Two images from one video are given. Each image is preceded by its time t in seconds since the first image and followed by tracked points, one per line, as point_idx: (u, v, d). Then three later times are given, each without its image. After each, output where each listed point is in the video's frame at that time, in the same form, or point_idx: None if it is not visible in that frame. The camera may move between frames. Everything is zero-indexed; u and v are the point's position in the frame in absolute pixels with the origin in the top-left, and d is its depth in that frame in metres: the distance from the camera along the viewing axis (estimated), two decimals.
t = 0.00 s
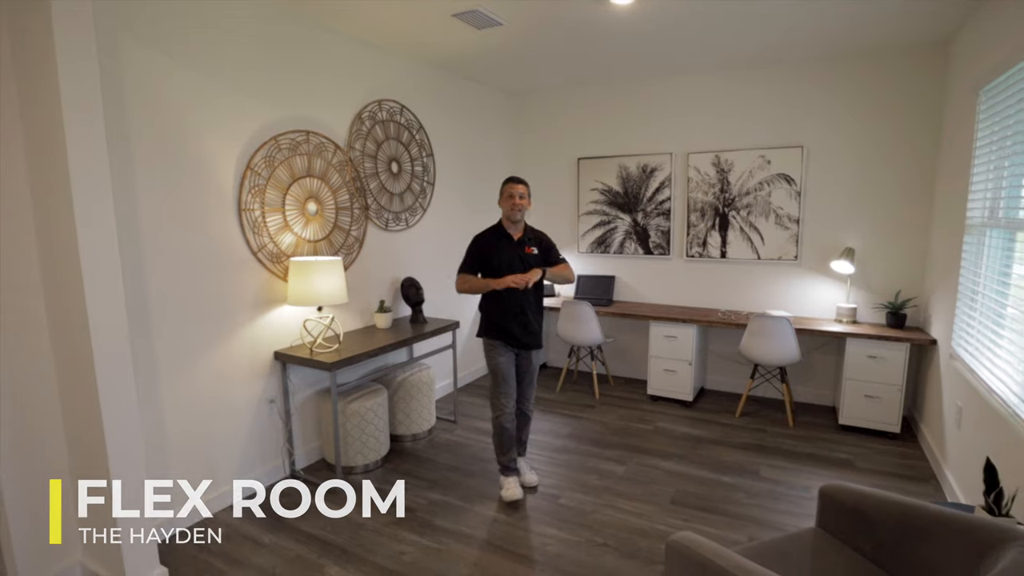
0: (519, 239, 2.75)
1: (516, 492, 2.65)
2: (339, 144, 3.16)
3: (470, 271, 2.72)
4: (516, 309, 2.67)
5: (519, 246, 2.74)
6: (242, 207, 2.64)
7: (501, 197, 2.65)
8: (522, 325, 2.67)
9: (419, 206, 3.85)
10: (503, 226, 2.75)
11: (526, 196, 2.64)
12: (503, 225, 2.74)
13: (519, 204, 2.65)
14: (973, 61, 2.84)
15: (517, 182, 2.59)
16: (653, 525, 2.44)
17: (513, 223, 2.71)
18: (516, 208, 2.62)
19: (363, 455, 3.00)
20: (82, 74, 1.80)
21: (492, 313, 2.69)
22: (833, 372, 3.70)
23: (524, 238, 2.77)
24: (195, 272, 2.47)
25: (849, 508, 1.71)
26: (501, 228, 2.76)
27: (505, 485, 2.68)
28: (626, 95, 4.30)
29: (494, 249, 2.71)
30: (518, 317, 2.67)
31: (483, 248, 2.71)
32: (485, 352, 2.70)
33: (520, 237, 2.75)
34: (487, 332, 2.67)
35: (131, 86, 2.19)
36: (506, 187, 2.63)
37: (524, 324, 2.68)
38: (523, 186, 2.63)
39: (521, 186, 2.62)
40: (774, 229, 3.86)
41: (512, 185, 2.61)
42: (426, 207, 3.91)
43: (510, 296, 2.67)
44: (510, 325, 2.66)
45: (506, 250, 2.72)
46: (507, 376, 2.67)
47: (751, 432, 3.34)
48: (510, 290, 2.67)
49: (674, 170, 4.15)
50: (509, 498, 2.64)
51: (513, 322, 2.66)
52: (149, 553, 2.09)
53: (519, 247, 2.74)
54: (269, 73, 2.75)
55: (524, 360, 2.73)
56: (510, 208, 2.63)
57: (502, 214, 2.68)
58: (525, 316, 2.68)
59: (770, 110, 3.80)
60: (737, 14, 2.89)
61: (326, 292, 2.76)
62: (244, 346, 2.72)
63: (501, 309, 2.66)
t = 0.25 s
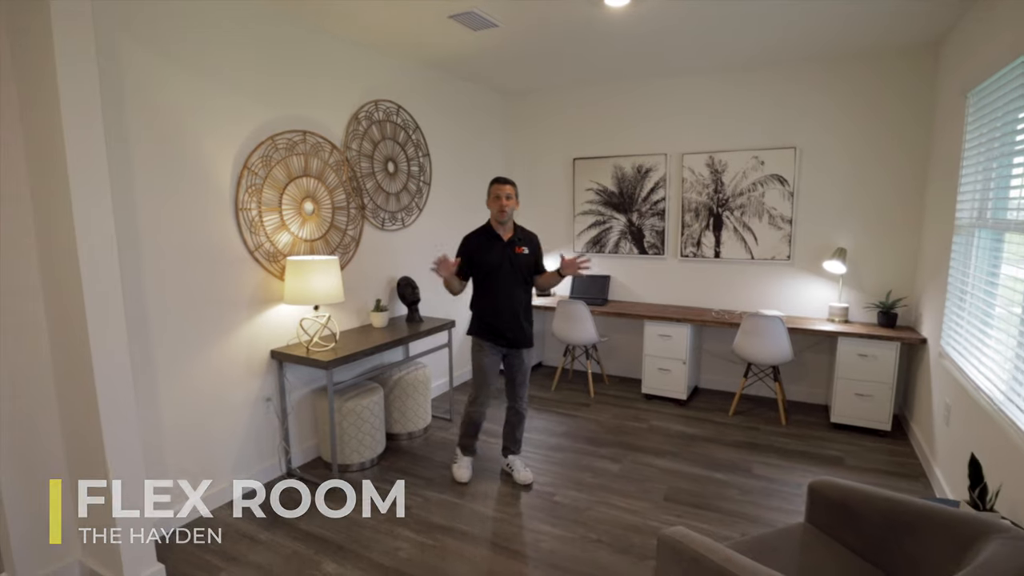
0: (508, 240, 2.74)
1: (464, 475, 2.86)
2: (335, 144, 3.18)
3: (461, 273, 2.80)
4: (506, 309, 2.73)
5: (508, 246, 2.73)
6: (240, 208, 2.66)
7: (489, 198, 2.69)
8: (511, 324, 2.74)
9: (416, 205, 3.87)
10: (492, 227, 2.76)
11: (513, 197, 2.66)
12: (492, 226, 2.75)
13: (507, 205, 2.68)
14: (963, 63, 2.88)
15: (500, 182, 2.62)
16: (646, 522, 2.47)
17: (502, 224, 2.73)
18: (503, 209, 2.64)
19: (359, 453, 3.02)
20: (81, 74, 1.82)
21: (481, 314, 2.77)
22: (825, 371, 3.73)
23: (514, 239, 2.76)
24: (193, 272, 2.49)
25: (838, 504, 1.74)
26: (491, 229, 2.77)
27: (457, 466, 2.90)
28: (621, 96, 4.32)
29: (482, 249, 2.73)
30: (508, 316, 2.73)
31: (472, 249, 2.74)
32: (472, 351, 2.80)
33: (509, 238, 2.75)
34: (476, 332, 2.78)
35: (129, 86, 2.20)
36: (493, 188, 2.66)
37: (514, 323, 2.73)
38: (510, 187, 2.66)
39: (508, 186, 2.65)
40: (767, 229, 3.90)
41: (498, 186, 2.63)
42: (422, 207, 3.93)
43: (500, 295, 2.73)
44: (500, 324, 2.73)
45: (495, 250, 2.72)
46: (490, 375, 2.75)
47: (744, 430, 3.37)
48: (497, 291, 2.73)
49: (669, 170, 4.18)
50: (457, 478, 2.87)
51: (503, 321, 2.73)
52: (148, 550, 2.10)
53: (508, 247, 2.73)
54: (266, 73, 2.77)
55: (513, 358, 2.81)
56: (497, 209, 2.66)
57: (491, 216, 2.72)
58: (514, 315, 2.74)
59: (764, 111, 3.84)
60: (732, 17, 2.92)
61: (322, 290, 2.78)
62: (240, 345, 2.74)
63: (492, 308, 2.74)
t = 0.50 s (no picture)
0: (492, 241, 2.76)
1: (448, 471, 2.90)
2: (331, 143, 3.19)
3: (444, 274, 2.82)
4: (490, 309, 2.76)
5: (492, 247, 2.75)
6: (236, 207, 2.67)
7: (472, 199, 2.70)
8: (495, 324, 2.76)
9: (411, 205, 3.88)
10: (475, 228, 2.78)
11: (496, 197, 2.67)
12: (475, 227, 2.77)
13: (490, 206, 2.69)
14: (952, 66, 2.91)
15: (483, 183, 2.62)
16: (639, 519, 2.49)
17: (485, 225, 2.74)
18: (486, 209, 2.66)
19: (354, 452, 3.03)
20: (77, 73, 1.82)
21: (465, 315, 2.79)
22: (817, 370, 3.77)
23: (498, 240, 2.78)
24: (189, 271, 2.50)
25: (827, 500, 1.77)
26: (474, 230, 2.79)
27: (442, 462, 2.94)
28: (616, 97, 4.35)
29: (466, 249, 2.74)
30: (492, 317, 2.76)
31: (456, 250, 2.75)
32: (455, 352, 2.84)
33: (493, 239, 2.77)
34: (460, 333, 2.81)
35: (124, 85, 2.21)
36: (477, 189, 2.66)
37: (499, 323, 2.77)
38: (493, 187, 2.67)
39: (491, 186, 2.66)
40: (760, 229, 3.93)
41: (482, 187, 2.64)
42: (417, 207, 3.95)
43: (484, 296, 2.76)
44: (484, 324, 2.76)
45: (479, 252, 2.74)
46: (473, 375, 2.81)
47: (737, 428, 3.40)
48: (481, 292, 2.75)
49: (663, 171, 4.21)
50: (442, 475, 2.91)
51: (487, 322, 2.76)
52: (143, 548, 2.11)
53: (491, 248, 2.75)
54: (262, 72, 2.78)
55: (498, 357, 2.84)
56: (481, 209, 2.67)
57: (474, 216, 2.73)
58: (498, 315, 2.76)
59: (757, 113, 3.87)
60: (728, 19, 2.94)
61: (318, 289, 2.79)
62: (235, 343, 2.74)
63: (476, 308, 2.76)
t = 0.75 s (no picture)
0: (467, 240, 2.78)
1: (441, 470, 2.91)
2: (324, 143, 3.20)
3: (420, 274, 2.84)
4: (465, 308, 2.79)
5: (467, 247, 2.77)
6: (230, 205, 2.67)
7: (445, 199, 2.70)
8: (471, 323, 2.79)
9: (404, 204, 3.89)
10: (451, 227, 2.79)
11: (470, 197, 2.68)
12: (450, 226, 2.78)
13: (464, 205, 2.69)
14: (939, 69, 2.96)
15: (456, 183, 2.63)
16: (631, 516, 2.51)
17: (460, 224, 2.76)
18: (459, 209, 2.66)
19: (347, 451, 3.03)
20: (70, 71, 1.82)
21: (440, 315, 2.82)
22: (806, 369, 3.81)
23: (472, 239, 2.79)
24: (182, 269, 2.49)
25: (816, 496, 1.79)
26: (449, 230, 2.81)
27: (434, 461, 2.96)
28: (609, 98, 4.37)
29: (441, 249, 2.76)
30: (468, 315, 2.78)
31: (430, 251, 2.76)
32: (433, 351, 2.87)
33: (467, 238, 2.78)
34: (436, 332, 2.83)
35: (117, 83, 2.20)
36: (450, 188, 2.67)
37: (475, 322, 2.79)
38: (466, 186, 2.67)
39: (464, 186, 2.66)
40: (751, 229, 3.97)
41: (454, 186, 2.64)
42: (411, 206, 3.95)
43: (459, 296, 2.78)
44: (461, 323, 2.78)
45: (453, 252, 2.76)
46: (451, 374, 2.84)
47: (728, 427, 3.44)
48: (457, 291, 2.77)
49: (655, 171, 4.24)
50: (434, 473, 2.92)
51: (462, 321, 2.78)
52: (136, 547, 2.10)
53: (467, 248, 2.77)
54: (256, 71, 2.78)
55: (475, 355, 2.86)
56: (453, 209, 2.68)
57: (448, 215, 2.74)
58: (474, 314, 2.79)
59: (748, 114, 3.90)
60: (720, 21, 2.97)
61: (311, 288, 2.79)
62: (228, 342, 2.74)
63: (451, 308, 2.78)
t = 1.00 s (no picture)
0: (443, 240, 2.80)
1: (432, 468, 2.92)
2: (314, 141, 3.18)
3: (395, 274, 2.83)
4: (443, 307, 2.80)
5: (443, 247, 2.79)
6: (219, 203, 2.66)
7: (422, 199, 2.70)
8: (449, 321, 2.80)
9: (394, 203, 3.88)
10: (427, 227, 2.80)
11: (446, 197, 2.68)
12: (427, 226, 2.79)
13: (440, 205, 2.70)
14: (924, 72, 3.00)
15: (431, 182, 2.62)
16: (620, 514, 2.53)
17: (435, 224, 2.77)
18: (436, 209, 2.67)
19: (336, 450, 3.02)
20: (56, 67, 1.80)
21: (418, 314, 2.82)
22: (794, 368, 3.85)
23: (448, 239, 2.82)
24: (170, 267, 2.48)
25: (801, 492, 1.82)
26: (425, 229, 2.81)
27: (424, 460, 2.96)
28: (599, 97, 4.38)
29: (418, 249, 2.76)
30: (446, 314, 2.80)
31: (407, 250, 2.76)
32: (412, 351, 2.87)
33: (444, 238, 2.80)
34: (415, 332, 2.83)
35: (104, 80, 2.18)
36: (426, 188, 2.66)
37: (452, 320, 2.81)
38: (443, 186, 2.67)
39: (440, 186, 2.66)
40: (739, 229, 4.00)
41: (431, 186, 2.64)
42: (401, 205, 3.95)
43: (436, 295, 2.79)
44: (439, 321, 2.79)
45: (430, 251, 2.77)
46: (432, 372, 2.85)
47: (716, 425, 3.47)
48: (434, 291, 2.79)
49: (645, 171, 4.26)
50: (425, 472, 2.92)
51: (440, 319, 2.79)
52: (123, 547, 2.09)
53: (443, 247, 2.79)
54: (246, 69, 2.77)
55: (454, 351, 2.87)
56: (430, 208, 2.68)
57: (424, 215, 2.74)
58: (452, 313, 2.81)
59: (737, 115, 3.93)
60: (710, 22, 2.99)
61: (301, 287, 2.78)
62: (217, 341, 2.73)
63: (428, 307, 2.79)
